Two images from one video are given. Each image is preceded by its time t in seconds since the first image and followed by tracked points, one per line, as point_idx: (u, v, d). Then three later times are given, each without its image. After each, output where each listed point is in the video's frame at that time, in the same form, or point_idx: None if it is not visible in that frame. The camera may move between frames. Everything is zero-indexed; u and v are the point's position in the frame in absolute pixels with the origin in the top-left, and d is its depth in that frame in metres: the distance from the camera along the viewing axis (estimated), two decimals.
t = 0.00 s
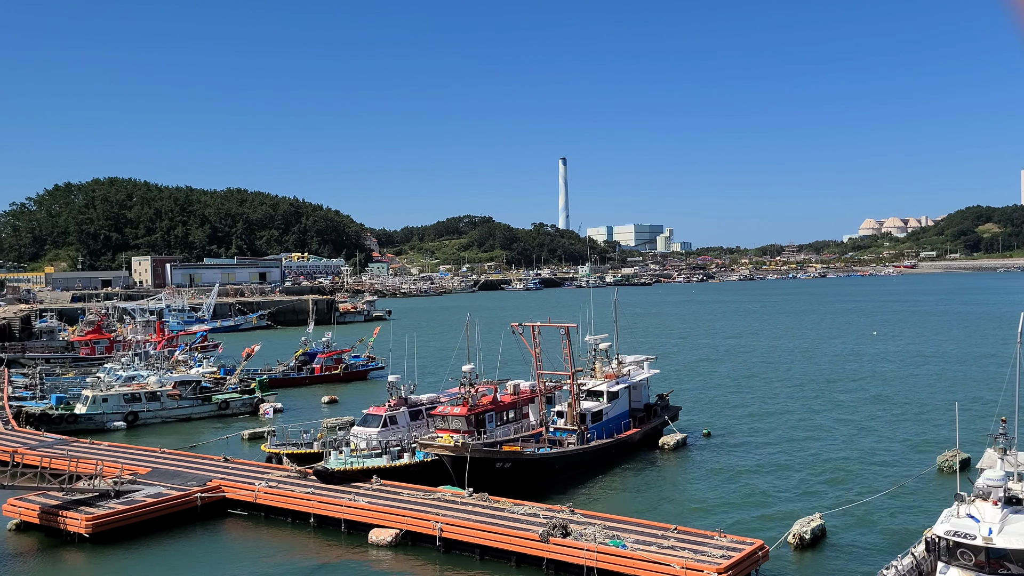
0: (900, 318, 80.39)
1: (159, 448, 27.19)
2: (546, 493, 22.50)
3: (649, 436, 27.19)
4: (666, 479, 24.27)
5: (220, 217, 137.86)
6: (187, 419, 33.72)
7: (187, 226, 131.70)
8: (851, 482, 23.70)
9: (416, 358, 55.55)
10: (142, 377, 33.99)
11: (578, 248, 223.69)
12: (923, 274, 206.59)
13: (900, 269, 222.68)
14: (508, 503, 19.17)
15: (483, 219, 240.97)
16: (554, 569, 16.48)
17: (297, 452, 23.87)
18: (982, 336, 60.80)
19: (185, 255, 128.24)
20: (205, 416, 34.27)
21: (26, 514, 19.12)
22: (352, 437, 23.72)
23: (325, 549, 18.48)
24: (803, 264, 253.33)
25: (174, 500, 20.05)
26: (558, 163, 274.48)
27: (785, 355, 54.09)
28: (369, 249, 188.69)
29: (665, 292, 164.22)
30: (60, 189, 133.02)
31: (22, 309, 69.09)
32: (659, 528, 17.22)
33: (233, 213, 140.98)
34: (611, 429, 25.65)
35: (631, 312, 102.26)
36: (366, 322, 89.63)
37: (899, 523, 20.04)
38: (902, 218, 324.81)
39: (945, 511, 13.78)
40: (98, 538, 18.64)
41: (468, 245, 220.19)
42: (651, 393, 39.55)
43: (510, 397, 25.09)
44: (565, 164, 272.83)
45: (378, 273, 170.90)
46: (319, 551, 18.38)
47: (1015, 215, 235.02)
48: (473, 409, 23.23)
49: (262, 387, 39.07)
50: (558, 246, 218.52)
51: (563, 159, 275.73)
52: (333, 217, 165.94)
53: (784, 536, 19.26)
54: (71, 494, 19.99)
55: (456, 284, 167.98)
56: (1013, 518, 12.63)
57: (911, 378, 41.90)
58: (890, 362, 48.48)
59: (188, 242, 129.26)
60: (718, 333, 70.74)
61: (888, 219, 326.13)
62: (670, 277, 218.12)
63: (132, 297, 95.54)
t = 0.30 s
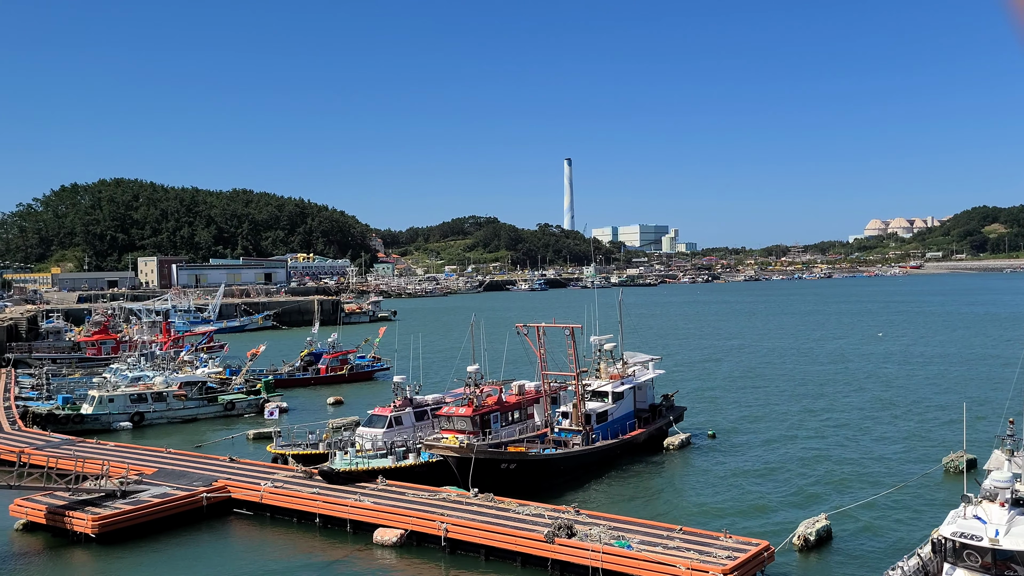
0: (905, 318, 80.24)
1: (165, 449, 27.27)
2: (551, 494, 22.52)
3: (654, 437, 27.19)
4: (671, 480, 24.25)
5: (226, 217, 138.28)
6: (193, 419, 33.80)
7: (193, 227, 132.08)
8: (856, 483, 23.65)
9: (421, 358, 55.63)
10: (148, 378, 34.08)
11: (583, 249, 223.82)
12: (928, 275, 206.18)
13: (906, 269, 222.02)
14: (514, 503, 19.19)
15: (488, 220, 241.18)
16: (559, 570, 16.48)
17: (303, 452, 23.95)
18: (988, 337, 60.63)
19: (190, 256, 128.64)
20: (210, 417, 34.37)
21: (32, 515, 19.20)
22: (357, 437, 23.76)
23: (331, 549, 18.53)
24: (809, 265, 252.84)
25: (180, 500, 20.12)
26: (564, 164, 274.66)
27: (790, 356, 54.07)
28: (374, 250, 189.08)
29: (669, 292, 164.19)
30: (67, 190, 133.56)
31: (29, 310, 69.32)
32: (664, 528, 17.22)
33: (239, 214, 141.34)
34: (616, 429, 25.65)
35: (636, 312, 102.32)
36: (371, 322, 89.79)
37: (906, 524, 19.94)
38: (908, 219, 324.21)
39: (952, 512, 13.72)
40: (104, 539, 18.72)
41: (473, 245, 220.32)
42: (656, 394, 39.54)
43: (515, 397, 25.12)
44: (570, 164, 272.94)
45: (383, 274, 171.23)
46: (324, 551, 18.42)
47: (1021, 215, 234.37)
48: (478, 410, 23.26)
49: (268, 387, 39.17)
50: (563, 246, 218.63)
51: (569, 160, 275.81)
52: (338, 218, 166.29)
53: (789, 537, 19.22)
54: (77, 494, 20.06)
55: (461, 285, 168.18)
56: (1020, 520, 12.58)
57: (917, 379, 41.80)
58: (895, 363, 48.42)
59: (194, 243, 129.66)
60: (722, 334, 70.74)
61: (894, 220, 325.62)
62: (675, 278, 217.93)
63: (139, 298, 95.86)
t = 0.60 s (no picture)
0: (908, 319, 80.27)
1: (168, 449, 27.33)
2: (554, 495, 22.53)
3: (657, 438, 27.19)
4: (674, 481, 24.22)
5: (229, 218, 138.54)
6: (196, 420, 33.87)
7: (197, 227, 132.35)
8: (860, 484, 23.60)
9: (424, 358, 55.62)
10: (151, 378, 34.17)
11: (586, 249, 223.92)
12: (933, 276, 205.89)
13: (910, 271, 221.69)
14: (516, 504, 19.22)
15: (491, 220, 241.35)
16: (562, 570, 16.47)
17: (306, 453, 24.00)
18: (992, 338, 60.56)
19: (194, 256, 128.91)
20: (213, 417, 34.45)
21: (36, 515, 19.24)
22: (360, 437, 23.78)
23: (334, 549, 18.55)
24: (811, 266, 252.56)
25: (183, 500, 20.17)
26: (568, 166, 274.73)
27: (793, 356, 54.05)
28: (377, 250, 189.20)
29: (672, 293, 164.21)
30: (71, 190, 133.96)
31: (32, 310, 69.51)
32: (667, 529, 17.20)
33: (242, 214, 141.58)
34: (618, 430, 25.65)
35: (639, 313, 102.24)
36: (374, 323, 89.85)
37: (909, 526, 19.91)
38: (912, 220, 323.95)
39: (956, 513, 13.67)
40: (107, 538, 18.75)
41: (476, 246, 220.61)
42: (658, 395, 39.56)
43: (518, 398, 25.12)
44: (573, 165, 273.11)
45: (386, 275, 171.47)
46: (326, 551, 18.45)
47: None
48: (481, 410, 23.29)
49: (271, 386, 39.23)
50: (566, 247, 218.73)
51: (571, 161, 276.05)
52: (342, 218, 166.52)
53: (791, 538, 19.20)
54: (81, 493, 20.12)
55: (464, 286, 168.38)
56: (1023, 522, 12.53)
57: (920, 380, 41.78)
58: (898, 364, 48.37)
59: (197, 244, 129.91)
60: (724, 335, 70.77)
61: (898, 221, 325.41)
62: (677, 279, 217.83)
63: (142, 298, 96.06)
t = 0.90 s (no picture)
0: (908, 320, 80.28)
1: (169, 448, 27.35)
2: (554, 495, 22.55)
3: (657, 438, 27.20)
4: (675, 481, 24.22)
5: (229, 217, 138.52)
6: (196, 419, 33.88)
7: (197, 226, 132.29)
8: (860, 485, 23.58)
9: (424, 358, 55.57)
10: (151, 377, 34.16)
11: (586, 249, 223.91)
12: (933, 276, 205.81)
13: (910, 271, 221.63)
14: (516, 504, 19.21)
15: (491, 220, 241.35)
16: (562, 570, 16.46)
17: (306, 452, 23.98)
18: (992, 338, 60.60)
19: (194, 255, 128.83)
20: (213, 416, 34.43)
21: (35, 513, 19.24)
22: (360, 436, 23.79)
23: (334, 548, 18.55)
24: (812, 266, 252.44)
25: (183, 499, 20.17)
26: (568, 165, 274.79)
27: (793, 357, 54.00)
28: (377, 249, 189.13)
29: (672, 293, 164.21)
30: (71, 189, 133.96)
31: (32, 309, 69.47)
32: (667, 529, 17.21)
33: (242, 213, 141.51)
34: (618, 430, 25.65)
35: (639, 313, 102.13)
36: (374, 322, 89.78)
37: (909, 526, 19.93)
38: (912, 220, 324.02)
39: (956, 514, 13.66)
40: (107, 537, 18.75)
41: (476, 245, 220.65)
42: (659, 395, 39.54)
43: (517, 398, 25.13)
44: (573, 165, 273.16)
45: (387, 274, 171.42)
46: (326, 550, 18.45)
47: None
48: (481, 410, 23.29)
49: (271, 386, 39.23)
50: (566, 247, 218.75)
51: (572, 161, 276.07)
52: (342, 217, 166.46)
53: (791, 538, 19.21)
54: (80, 492, 20.11)
55: (464, 286, 168.31)
56: (1023, 524, 12.51)
57: (919, 380, 41.81)
58: (899, 364, 48.31)
59: (197, 242, 129.81)
60: (724, 335, 70.73)
61: (898, 222, 325.37)
62: (677, 279, 217.79)
63: (142, 297, 95.99)
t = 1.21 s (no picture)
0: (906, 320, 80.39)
1: (166, 448, 27.33)
2: (552, 495, 22.55)
3: (655, 438, 27.21)
4: (672, 481, 24.23)
5: (227, 216, 138.42)
6: (193, 419, 33.84)
7: (195, 226, 132.14)
8: (858, 485, 23.60)
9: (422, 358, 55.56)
10: (148, 376, 34.11)
11: (585, 249, 224.01)
12: (932, 276, 206.00)
13: (908, 271, 221.84)
14: (514, 504, 19.21)
15: (490, 220, 241.42)
16: (560, 571, 16.46)
17: (304, 452, 23.98)
18: (989, 339, 60.74)
19: (192, 255, 128.76)
20: (211, 416, 34.39)
21: (33, 513, 19.22)
22: (359, 436, 23.78)
23: (332, 548, 18.54)
24: (810, 267, 252.69)
25: (180, 498, 20.14)
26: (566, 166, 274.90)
27: (790, 357, 54.01)
28: (376, 250, 189.04)
29: (671, 293, 164.30)
30: (69, 188, 133.77)
31: (30, 308, 69.40)
32: (665, 529, 17.21)
33: (240, 213, 141.39)
34: (616, 430, 25.66)
35: (637, 313, 102.20)
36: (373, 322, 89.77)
37: (907, 527, 19.96)
38: (909, 221, 324.61)
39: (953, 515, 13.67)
40: (104, 537, 18.73)
41: (475, 245, 220.69)
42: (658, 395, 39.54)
43: (516, 398, 25.13)
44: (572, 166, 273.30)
45: (385, 273, 171.44)
46: (324, 551, 18.44)
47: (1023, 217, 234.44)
48: (479, 410, 23.29)
49: (269, 386, 39.18)
50: (565, 247, 218.77)
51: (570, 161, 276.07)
52: (340, 217, 166.36)
53: (790, 538, 19.23)
54: (78, 492, 20.08)
55: (462, 285, 168.22)
56: (1020, 525, 12.53)
57: (916, 381, 41.90)
58: (896, 365, 48.33)
59: (195, 242, 129.72)
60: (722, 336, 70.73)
61: (896, 222, 325.90)
62: (676, 279, 217.89)
63: (140, 297, 95.82)
